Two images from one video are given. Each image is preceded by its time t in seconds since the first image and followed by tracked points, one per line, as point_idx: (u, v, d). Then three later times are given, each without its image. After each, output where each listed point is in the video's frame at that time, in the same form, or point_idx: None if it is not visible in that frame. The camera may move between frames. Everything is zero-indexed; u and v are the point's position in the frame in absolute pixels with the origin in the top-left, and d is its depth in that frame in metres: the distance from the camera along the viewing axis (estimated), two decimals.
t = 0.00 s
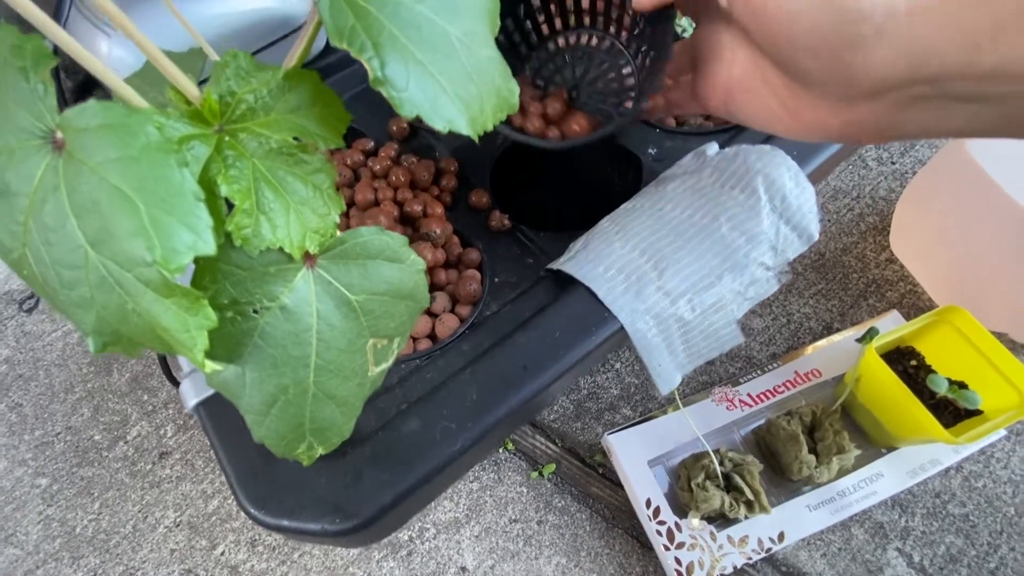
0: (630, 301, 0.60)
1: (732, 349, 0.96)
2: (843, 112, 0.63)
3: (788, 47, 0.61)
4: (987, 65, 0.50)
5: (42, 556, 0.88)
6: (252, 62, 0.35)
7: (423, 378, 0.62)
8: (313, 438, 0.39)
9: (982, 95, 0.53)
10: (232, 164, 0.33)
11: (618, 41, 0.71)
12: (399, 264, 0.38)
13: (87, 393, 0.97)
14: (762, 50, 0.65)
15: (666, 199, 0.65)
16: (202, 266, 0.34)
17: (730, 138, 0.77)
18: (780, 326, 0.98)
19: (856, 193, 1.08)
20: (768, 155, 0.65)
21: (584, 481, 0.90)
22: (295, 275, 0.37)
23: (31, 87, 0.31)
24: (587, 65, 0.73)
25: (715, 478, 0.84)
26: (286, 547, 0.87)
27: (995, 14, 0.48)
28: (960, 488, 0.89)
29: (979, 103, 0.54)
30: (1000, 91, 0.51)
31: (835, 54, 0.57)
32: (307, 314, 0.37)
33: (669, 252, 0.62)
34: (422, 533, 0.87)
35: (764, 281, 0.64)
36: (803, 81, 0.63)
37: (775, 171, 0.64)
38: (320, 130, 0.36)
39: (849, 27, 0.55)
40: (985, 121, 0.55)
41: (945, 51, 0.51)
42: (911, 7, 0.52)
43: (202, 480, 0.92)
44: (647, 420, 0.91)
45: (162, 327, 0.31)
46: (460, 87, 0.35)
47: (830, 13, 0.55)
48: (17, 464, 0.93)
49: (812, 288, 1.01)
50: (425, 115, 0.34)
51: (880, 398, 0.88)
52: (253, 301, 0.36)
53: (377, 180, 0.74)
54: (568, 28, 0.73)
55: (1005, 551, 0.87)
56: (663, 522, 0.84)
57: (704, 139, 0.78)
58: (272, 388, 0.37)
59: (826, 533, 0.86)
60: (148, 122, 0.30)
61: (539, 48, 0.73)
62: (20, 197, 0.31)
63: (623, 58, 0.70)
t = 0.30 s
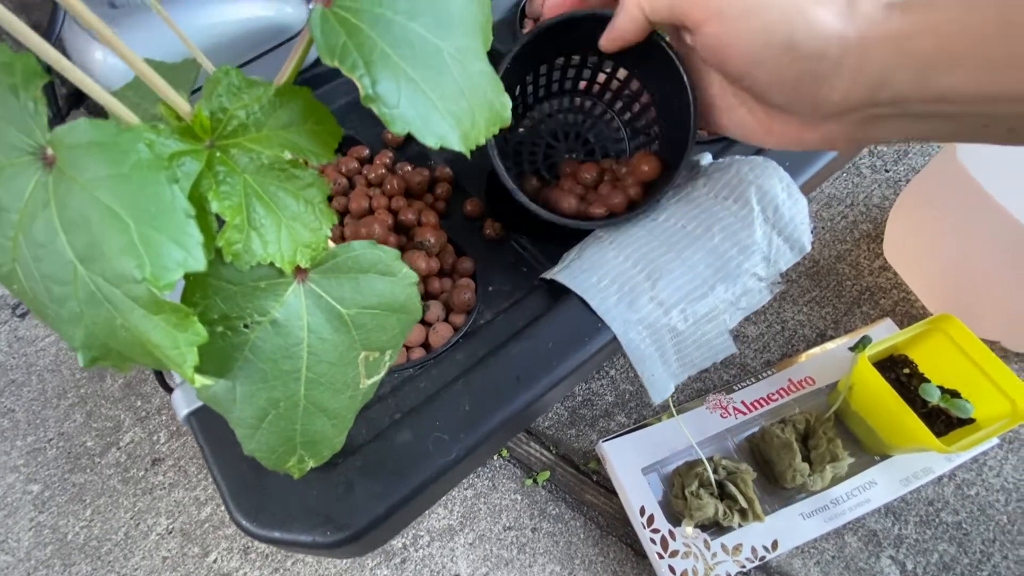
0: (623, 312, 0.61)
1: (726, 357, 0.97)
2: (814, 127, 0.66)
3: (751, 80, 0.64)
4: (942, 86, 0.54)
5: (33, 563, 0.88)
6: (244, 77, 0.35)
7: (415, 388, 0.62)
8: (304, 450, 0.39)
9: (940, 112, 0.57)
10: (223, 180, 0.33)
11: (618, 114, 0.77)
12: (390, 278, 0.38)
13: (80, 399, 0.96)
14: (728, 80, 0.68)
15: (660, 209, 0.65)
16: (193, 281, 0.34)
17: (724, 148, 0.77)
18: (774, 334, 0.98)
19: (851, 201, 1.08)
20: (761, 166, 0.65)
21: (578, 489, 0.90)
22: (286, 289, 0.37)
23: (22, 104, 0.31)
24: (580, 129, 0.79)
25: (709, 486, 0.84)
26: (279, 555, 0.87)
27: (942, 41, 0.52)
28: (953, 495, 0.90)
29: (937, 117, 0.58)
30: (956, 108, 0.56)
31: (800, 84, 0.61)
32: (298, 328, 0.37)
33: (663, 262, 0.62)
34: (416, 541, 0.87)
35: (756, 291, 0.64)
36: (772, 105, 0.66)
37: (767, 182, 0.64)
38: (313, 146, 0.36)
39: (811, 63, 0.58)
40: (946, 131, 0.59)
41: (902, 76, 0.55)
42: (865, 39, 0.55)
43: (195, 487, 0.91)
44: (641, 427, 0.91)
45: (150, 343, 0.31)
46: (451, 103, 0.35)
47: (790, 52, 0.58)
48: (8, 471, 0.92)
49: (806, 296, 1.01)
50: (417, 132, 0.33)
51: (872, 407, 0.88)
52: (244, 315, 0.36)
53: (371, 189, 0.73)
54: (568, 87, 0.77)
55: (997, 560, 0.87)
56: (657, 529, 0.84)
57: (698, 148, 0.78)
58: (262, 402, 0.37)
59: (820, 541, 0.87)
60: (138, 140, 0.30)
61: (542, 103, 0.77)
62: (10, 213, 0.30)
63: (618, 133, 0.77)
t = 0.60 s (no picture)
0: (631, 306, 0.60)
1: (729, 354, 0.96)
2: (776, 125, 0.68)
3: (712, 80, 0.66)
4: (882, 85, 0.56)
5: (27, 563, 0.87)
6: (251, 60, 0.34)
7: (420, 383, 0.61)
8: (310, 444, 0.38)
9: (887, 109, 0.59)
10: (229, 164, 0.32)
11: (602, 102, 0.77)
12: (400, 267, 0.38)
13: (77, 396, 0.95)
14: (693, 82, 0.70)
15: (667, 203, 0.65)
16: (198, 269, 0.33)
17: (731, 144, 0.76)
18: (777, 331, 0.98)
19: (853, 199, 1.08)
20: (769, 160, 0.65)
21: (581, 487, 0.89)
22: (294, 277, 0.36)
23: (23, 84, 0.30)
24: (568, 119, 0.78)
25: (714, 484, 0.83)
26: (278, 553, 0.86)
27: (880, 44, 0.55)
28: (957, 494, 0.89)
29: (883, 114, 0.60)
30: (904, 105, 0.57)
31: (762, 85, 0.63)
32: (305, 318, 0.36)
33: (671, 257, 0.61)
34: (417, 539, 0.86)
35: (763, 286, 0.64)
36: (737, 106, 0.68)
37: (775, 176, 0.64)
38: (320, 132, 0.35)
39: (763, 65, 0.61)
40: (897, 128, 0.61)
41: (844, 76, 0.58)
42: (811, 44, 0.58)
43: (193, 486, 0.90)
44: (644, 425, 0.90)
45: (155, 331, 0.30)
46: (462, 87, 0.34)
47: (747, 54, 0.60)
48: (3, 468, 0.91)
49: (809, 293, 1.00)
50: (428, 115, 0.33)
51: (877, 404, 0.88)
52: (250, 304, 0.35)
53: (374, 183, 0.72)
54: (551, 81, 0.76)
55: (1001, 558, 0.87)
56: (661, 527, 0.83)
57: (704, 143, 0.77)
58: (269, 393, 0.36)
59: (824, 539, 0.86)
60: (143, 121, 0.29)
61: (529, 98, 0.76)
62: (10, 197, 0.30)
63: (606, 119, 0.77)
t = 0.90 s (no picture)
0: (638, 305, 0.60)
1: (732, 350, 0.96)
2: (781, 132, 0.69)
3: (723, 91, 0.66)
4: (891, 88, 0.58)
5: (32, 557, 0.87)
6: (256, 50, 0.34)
7: (423, 376, 0.61)
8: (316, 435, 0.38)
9: (895, 109, 0.61)
10: (235, 154, 0.32)
11: (597, 116, 0.78)
12: (405, 258, 0.38)
13: (80, 391, 0.95)
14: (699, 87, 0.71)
15: (675, 201, 0.65)
16: (205, 259, 0.34)
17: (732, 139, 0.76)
18: (779, 327, 0.98)
19: (855, 194, 1.08)
20: (779, 158, 0.65)
21: (584, 482, 0.89)
22: (299, 267, 0.36)
23: (30, 73, 0.30)
24: (567, 132, 0.78)
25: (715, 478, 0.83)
26: (282, 548, 0.87)
27: (890, 50, 0.56)
28: (960, 488, 0.89)
29: (889, 113, 0.62)
30: (911, 106, 0.59)
31: (771, 96, 0.64)
32: (310, 309, 0.36)
33: (679, 256, 0.61)
34: (420, 533, 0.86)
35: (771, 285, 0.64)
36: (745, 115, 0.69)
37: (784, 174, 0.64)
38: (325, 122, 0.35)
39: (773, 77, 0.62)
40: (900, 124, 0.63)
41: (853, 82, 0.59)
42: (820, 53, 0.59)
43: (197, 480, 0.91)
44: (647, 421, 0.90)
45: (162, 320, 0.30)
46: (467, 78, 0.34)
47: (757, 68, 0.62)
48: (7, 463, 0.91)
49: (811, 289, 1.00)
50: (434, 106, 0.33)
51: (881, 400, 0.88)
52: (256, 294, 0.35)
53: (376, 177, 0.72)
54: (553, 96, 0.77)
55: (1004, 552, 0.87)
56: (663, 522, 0.83)
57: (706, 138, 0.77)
58: (274, 382, 0.36)
59: (826, 534, 0.86)
60: (149, 111, 0.29)
61: (531, 111, 0.76)
62: (15, 186, 0.29)
63: (602, 131, 0.77)
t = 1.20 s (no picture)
0: (641, 305, 0.61)
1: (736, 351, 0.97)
2: (821, 110, 0.65)
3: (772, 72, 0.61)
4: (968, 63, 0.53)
5: (44, 558, 0.88)
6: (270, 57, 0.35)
7: (430, 375, 0.62)
8: (327, 429, 0.40)
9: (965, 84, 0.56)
10: (250, 157, 0.33)
11: (599, 120, 0.79)
12: (412, 258, 0.39)
13: (91, 394, 0.97)
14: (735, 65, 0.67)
15: (677, 203, 0.66)
16: (220, 258, 0.35)
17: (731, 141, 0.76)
18: (783, 328, 0.99)
19: (857, 197, 1.09)
20: (778, 160, 0.65)
21: (588, 483, 0.90)
22: (311, 267, 0.37)
23: (54, 81, 0.31)
24: (570, 135, 0.80)
25: (720, 478, 0.84)
26: (290, 548, 0.88)
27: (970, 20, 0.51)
28: (965, 489, 0.90)
29: (960, 89, 0.57)
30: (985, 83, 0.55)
31: (825, 83, 0.60)
32: (322, 307, 0.38)
33: (681, 256, 0.62)
34: (427, 534, 0.87)
35: (772, 285, 0.64)
36: (789, 95, 0.65)
37: (784, 175, 0.64)
38: (335, 126, 0.36)
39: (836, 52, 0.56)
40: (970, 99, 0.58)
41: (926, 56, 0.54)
42: (890, 25, 0.54)
43: (206, 482, 0.92)
44: (651, 422, 0.91)
45: (180, 317, 0.31)
46: (471, 82, 0.35)
47: (819, 43, 0.56)
48: (19, 466, 0.93)
49: (814, 290, 1.01)
50: (439, 109, 0.34)
51: (884, 400, 0.89)
52: (270, 292, 0.36)
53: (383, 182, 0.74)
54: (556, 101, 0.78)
55: (1010, 552, 0.87)
56: (668, 522, 0.84)
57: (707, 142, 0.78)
58: (287, 377, 0.37)
59: (831, 534, 0.86)
60: (168, 116, 0.30)
61: (534, 117, 0.77)
62: (41, 190, 0.31)
63: (605, 135, 0.79)
